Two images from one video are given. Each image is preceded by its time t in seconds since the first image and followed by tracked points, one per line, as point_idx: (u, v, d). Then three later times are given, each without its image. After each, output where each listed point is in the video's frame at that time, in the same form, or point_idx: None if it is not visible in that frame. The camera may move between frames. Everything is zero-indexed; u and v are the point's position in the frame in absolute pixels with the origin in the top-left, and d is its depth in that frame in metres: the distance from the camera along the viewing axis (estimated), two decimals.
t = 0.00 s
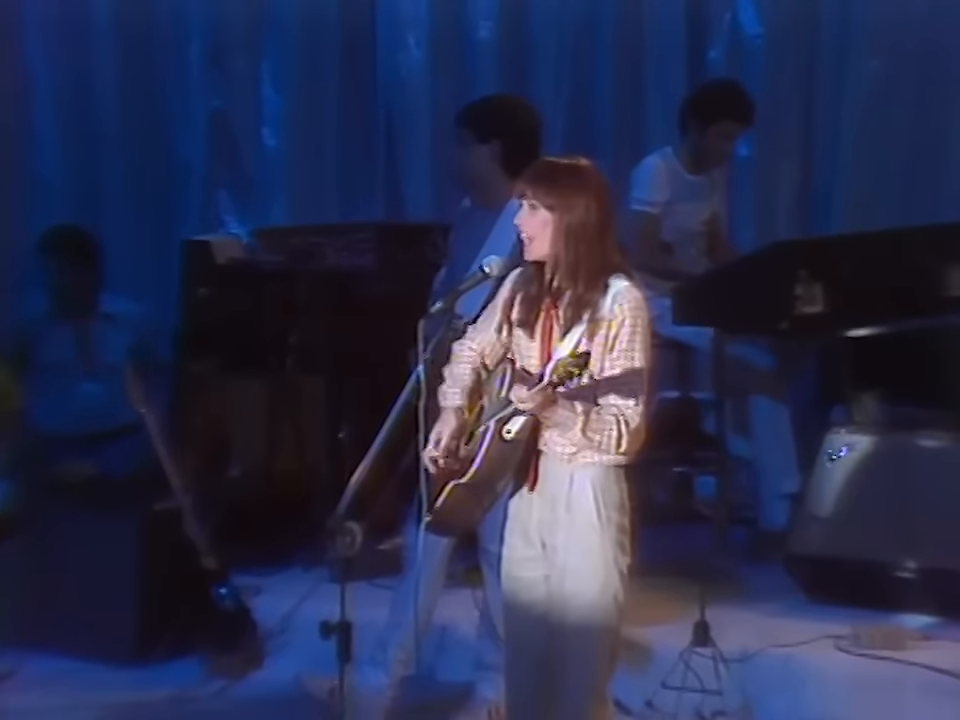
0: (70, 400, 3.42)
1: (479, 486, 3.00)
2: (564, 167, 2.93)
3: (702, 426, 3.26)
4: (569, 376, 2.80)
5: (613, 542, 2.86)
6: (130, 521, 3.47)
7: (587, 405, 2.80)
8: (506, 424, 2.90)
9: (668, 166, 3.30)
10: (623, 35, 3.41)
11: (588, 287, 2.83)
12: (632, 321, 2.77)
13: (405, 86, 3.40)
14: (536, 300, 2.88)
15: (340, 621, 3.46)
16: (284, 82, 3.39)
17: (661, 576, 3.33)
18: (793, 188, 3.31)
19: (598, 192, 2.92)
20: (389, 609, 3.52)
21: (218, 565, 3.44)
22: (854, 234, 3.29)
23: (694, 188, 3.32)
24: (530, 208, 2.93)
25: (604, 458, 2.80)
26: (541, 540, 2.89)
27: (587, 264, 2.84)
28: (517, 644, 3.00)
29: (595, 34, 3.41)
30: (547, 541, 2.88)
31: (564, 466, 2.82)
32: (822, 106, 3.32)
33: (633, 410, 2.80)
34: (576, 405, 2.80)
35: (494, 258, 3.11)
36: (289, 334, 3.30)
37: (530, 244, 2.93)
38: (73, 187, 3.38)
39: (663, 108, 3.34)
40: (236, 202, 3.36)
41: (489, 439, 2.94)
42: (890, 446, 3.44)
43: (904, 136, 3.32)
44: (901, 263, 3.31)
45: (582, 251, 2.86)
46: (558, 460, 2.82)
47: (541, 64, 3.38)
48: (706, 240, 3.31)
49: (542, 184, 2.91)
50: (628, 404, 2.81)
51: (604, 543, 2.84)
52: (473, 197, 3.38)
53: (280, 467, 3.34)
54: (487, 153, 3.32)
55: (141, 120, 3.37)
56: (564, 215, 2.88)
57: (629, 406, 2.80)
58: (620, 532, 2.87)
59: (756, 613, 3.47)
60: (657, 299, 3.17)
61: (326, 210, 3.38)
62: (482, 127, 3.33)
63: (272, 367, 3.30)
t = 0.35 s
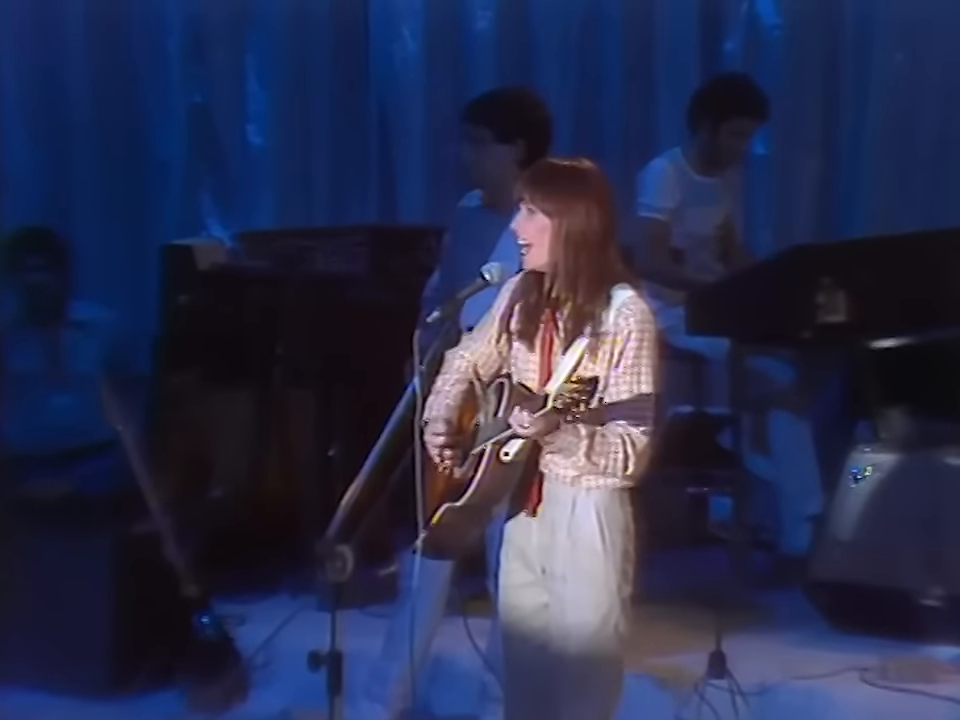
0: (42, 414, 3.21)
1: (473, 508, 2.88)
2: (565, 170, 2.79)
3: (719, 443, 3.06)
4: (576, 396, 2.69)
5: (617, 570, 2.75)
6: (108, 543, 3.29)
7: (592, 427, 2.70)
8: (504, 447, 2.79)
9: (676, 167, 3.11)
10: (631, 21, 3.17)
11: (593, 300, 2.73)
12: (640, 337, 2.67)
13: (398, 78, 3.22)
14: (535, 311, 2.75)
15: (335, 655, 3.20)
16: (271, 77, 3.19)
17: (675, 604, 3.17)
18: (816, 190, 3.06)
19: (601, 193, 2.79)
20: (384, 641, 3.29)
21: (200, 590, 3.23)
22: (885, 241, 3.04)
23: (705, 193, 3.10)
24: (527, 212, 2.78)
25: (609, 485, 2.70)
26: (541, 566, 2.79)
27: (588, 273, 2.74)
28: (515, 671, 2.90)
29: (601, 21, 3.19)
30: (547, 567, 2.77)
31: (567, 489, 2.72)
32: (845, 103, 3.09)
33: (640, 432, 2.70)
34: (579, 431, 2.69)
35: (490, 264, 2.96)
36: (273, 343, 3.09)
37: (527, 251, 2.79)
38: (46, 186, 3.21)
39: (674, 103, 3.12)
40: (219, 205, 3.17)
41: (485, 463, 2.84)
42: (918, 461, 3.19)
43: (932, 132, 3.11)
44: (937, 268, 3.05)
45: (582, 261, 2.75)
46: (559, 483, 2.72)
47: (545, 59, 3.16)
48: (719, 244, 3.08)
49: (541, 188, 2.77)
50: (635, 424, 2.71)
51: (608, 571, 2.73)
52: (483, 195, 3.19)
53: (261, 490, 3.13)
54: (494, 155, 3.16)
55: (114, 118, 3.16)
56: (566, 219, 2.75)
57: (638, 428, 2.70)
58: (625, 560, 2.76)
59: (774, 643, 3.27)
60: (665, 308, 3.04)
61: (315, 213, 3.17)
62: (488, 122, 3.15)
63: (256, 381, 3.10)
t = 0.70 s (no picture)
0: (11, 434, 3.06)
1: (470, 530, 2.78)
2: (565, 172, 2.75)
3: (729, 460, 2.87)
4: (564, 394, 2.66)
5: (623, 601, 2.76)
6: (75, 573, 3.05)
7: (590, 434, 2.66)
8: (501, 457, 2.72)
9: (685, 172, 2.91)
10: (640, 13, 2.98)
11: (600, 305, 2.67)
12: (644, 341, 2.63)
13: (391, 77, 2.98)
14: (544, 319, 2.72)
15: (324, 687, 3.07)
16: (255, 74, 2.98)
17: (689, 636, 2.93)
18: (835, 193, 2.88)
19: (605, 193, 2.75)
20: (372, 675, 3.05)
21: (178, 625, 2.99)
22: (911, 249, 2.86)
23: (720, 195, 2.90)
24: (528, 216, 2.73)
25: (616, 504, 2.70)
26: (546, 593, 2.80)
27: (593, 276, 2.69)
28: (523, 703, 2.90)
29: (608, 13, 2.99)
30: (552, 593, 2.78)
31: (571, 510, 2.70)
32: (871, 104, 2.90)
33: (645, 440, 2.69)
34: (577, 436, 2.65)
35: (496, 274, 2.84)
36: (259, 358, 2.89)
37: (529, 256, 2.75)
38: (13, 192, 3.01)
39: (684, 101, 2.92)
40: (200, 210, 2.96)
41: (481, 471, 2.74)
42: None
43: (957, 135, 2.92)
44: None
45: (587, 262, 2.69)
46: (563, 503, 2.70)
47: (546, 58, 2.96)
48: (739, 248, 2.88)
49: (541, 189, 2.72)
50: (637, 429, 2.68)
51: (613, 601, 2.75)
52: (483, 200, 2.96)
53: (249, 514, 2.94)
54: (494, 158, 2.96)
55: (90, 119, 2.97)
56: (567, 222, 2.70)
57: (641, 435, 2.68)
58: (632, 590, 2.78)
59: (798, 676, 3.01)
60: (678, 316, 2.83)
61: (303, 217, 2.95)
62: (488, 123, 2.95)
63: (242, 397, 2.90)
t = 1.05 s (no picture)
0: None
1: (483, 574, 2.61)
2: (575, 183, 2.58)
3: (743, 489, 2.69)
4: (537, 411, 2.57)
5: (650, 638, 2.60)
6: (42, 604, 2.85)
7: (590, 463, 2.50)
8: (506, 498, 2.56)
9: (698, 174, 2.72)
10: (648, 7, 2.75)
11: (601, 332, 2.51)
12: (649, 358, 2.47)
13: (384, 74, 2.78)
14: (545, 340, 2.56)
15: None
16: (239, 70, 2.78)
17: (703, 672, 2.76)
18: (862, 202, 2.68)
19: (617, 212, 2.57)
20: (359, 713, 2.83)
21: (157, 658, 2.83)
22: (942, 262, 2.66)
23: (737, 199, 2.72)
24: (532, 230, 2.57)
25: (636, 535, 2.55)
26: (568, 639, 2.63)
27: (598, 299, 2.52)
28: None
29: (617, 4, 2.75)
30: (576, 638, 2.62)
31: (589, 547, 2.56)
32: (898, 105, 2.70)
33: (655, 465, 2.51)
34: (576, 465, 2.48)
35: (494, 285, 2.68)
36: (243, 375, 2.72)
37: (529, 270, 2.59)
38: None
39: (696, 99, 2.73)
40: (178, 214, 2.77)
41: (484, 515, 2.59)
42: None
43: None
44: None
45: (592, 285, 2.53)
46: (581, 539, 2.56)
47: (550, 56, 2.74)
48: (757, 259, 2.71)
49: (548, 201, 2.55)
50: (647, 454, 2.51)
51: (640, 640, 2.59)
52: (473, 205, 2.76)
53: (232, 542, 2.76)
54: (493, 160, 2.76)
55: (58, 120, 2.76)
56: (569, 239, 2.53)
57: (651, 461, 2.51)
58: (659, 626, 2.61)
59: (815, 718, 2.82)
60: (688, 324, 2.69)
61: (289, 223, 2.76)
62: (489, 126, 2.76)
63: (225, 417, 2.73)
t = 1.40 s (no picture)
0: None
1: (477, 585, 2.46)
2: (580, 182, 2.34)
3: (761, 504, 2.52)
4: (539, 409, 2.29)
5: (655, 664, 2.35)
6: (10, 631, 2.69)
7: (591, 475, 2.20)
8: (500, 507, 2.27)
9: (718, 167, 2.55)
10: None
11: (612, 336, 2.25)
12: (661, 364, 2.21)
13: (377, 67, 2.61)
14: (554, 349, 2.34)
15: None
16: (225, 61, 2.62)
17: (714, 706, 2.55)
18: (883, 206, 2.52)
19: (624, 209, 2.31)
20: None
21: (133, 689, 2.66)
22: None
23: (760, 194, 2.54)
24: (536, 231, 2.31)
25: (640, 557, 2.28)
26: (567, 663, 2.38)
27: (607, 305, 2.26)
28: None
29: None
30: (576, 664, 2.36)
31: (590, 567, 2.29)
32: (922, 104, 2.54)
33: (660, 482, 2.23)
34: (579, 474, 2.18)
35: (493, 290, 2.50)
36: (222, 388, 2.55)
37: (536, 275, 2.33)
38: None
39: (709, 93, 2.55)
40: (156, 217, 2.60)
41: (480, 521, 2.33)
42: None
43: None
44: None
45: (600, 292, 2.26)
46: (580, 558, 2.30)
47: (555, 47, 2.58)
48: (782, 258, 2.53)
49: (551, 200, 2.30)
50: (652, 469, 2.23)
51: (642, 666, 2.33)
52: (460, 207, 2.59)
53: (212, 565, 2.58)
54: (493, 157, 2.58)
55: (26, 119, 2.59)
56: (575, 237, 2.26)
57: (656, 476, 2.22)
58: (664, 649, 2.36)
59: None
60: (701, 328, 2.49)
61: (273, 225, 2.59)
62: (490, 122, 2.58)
63: (204, 432, 2.55)
